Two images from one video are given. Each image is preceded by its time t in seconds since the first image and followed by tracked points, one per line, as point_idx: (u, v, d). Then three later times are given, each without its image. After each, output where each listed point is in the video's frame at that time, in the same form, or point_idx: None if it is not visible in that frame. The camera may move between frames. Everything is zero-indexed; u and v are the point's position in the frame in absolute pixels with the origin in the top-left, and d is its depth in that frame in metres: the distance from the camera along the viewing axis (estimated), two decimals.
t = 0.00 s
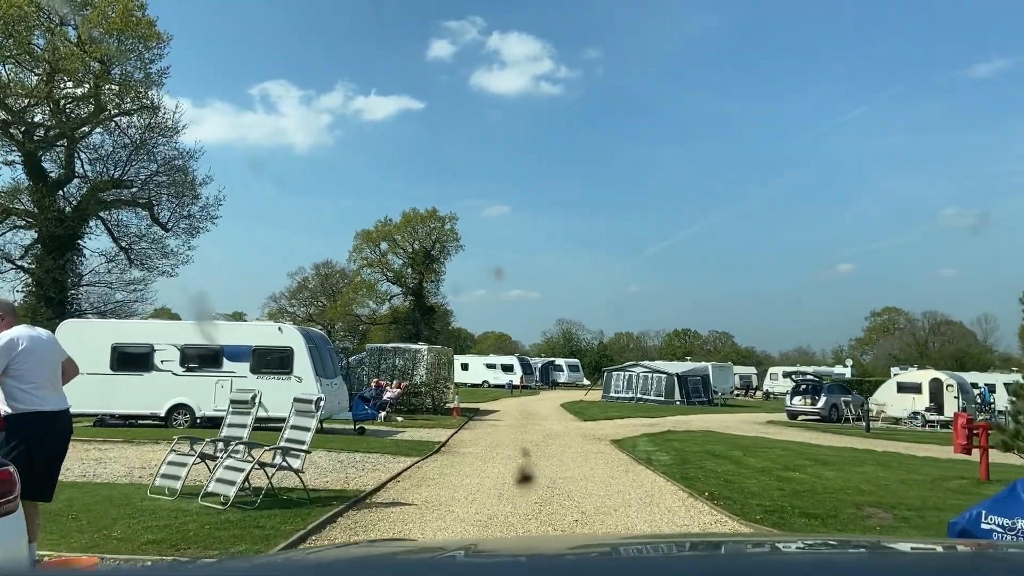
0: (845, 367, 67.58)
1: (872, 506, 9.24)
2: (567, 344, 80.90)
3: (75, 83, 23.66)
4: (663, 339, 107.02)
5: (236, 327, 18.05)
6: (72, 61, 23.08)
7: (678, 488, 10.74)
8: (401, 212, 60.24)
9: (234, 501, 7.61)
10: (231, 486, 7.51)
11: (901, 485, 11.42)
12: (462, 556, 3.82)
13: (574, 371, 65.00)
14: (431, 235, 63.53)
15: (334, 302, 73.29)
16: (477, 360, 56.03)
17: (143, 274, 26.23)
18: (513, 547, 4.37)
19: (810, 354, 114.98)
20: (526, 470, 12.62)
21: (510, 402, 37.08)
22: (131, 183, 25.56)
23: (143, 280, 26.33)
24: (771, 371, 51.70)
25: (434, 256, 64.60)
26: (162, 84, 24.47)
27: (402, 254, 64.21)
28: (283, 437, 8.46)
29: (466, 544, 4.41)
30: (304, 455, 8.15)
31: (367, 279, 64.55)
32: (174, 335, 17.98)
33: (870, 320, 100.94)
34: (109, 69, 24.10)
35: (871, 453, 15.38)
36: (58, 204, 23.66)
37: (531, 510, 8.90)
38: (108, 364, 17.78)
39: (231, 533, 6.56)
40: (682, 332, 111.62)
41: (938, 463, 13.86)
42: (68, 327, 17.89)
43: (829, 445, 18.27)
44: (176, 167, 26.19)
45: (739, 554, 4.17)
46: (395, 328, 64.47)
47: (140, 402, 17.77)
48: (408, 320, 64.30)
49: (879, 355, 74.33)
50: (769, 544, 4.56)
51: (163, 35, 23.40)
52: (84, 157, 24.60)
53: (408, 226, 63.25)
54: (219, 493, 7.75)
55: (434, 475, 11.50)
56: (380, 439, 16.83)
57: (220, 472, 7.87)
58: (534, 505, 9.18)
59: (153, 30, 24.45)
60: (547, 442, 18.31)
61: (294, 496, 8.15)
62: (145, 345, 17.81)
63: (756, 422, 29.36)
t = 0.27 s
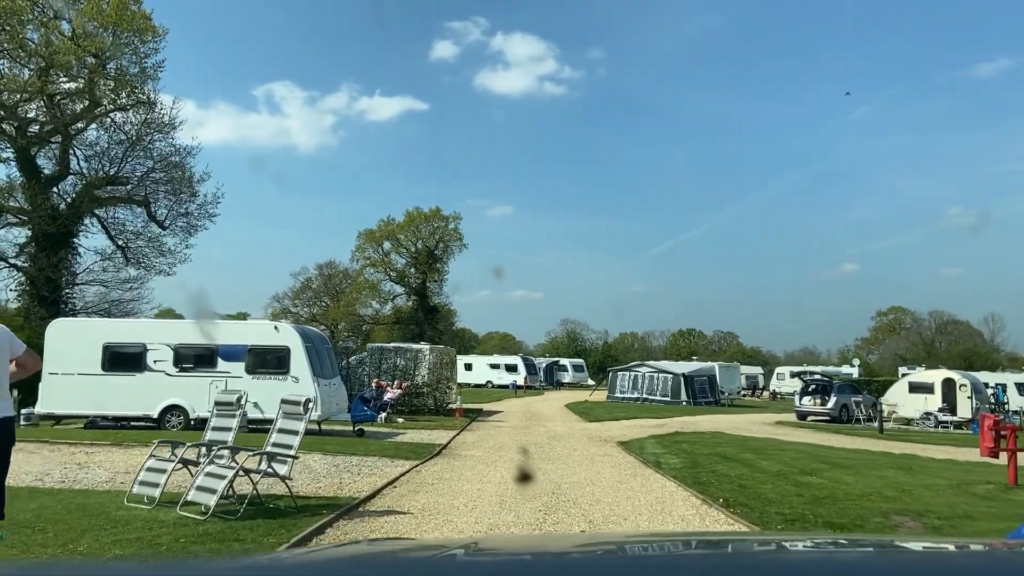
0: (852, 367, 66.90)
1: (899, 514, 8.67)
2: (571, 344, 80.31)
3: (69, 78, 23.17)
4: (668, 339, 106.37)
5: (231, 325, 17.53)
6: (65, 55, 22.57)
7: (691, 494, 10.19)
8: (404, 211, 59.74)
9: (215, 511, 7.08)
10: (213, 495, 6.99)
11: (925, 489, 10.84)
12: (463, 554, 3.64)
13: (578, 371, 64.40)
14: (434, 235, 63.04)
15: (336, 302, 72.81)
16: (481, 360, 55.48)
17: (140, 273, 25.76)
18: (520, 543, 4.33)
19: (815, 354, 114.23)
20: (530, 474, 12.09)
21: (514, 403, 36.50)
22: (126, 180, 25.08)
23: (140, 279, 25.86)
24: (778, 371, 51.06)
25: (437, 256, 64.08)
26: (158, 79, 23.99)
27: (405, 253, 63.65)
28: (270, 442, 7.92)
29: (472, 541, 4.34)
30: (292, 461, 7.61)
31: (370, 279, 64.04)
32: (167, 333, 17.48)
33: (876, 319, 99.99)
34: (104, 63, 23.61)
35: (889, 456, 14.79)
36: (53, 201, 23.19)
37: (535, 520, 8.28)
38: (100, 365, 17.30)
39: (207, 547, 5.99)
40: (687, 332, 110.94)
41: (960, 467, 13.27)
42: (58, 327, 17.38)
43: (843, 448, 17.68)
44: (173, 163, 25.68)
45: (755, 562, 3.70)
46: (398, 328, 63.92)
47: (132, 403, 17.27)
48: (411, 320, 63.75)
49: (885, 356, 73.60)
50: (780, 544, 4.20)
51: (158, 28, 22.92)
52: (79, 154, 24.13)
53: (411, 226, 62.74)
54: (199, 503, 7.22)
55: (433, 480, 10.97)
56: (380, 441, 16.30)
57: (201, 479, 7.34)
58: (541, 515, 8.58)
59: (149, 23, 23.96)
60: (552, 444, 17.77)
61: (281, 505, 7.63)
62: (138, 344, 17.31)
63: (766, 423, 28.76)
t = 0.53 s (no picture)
0: (859, 368, 66.17)
1: (931, 525, 8.08)
2: (576, 344, 79.71)
3: (63, 73, 22.67)
4: (672, 339, 105.70)
5: (226, 325, 17.03)
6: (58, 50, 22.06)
7: (703, 502, 9.64)
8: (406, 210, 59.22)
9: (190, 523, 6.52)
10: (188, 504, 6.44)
11: (952, 497, 10.25)
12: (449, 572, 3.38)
13: (583, 372, 63.80)
14: (438, 235, 62.51)
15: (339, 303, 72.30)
16: (484, 361, 54.91)
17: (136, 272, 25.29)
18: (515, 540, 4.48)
19: (821, 355, 113.47)
20: (532, 480, 11.55)
21: (518, 404, 35.95)
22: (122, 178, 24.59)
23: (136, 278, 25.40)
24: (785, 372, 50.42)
25: (440, 256, 63.54)
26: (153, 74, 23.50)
27: (408, 253, 63.11)
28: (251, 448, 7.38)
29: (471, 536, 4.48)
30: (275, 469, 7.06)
31: (373, 279, 63.52)
32: (159, 333, 16.99)
33: (882, 320, 99.27)
34: (98, 58, 23.12)
35: (908, 460, 14.18)
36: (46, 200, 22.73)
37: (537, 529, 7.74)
38: (90, 366, 16.80)
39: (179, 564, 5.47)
40: (691, 332, 110.23)
41: (984, 472, 12.67)
42: (48, 326, 16.91)
43: (857, 451, 17.09)
44: (170, 160, 25.18)
45: (761, 567, 3.75)
46: (401, 329, 63.36)
47: (124, 405, 16.76)
48: (414, 320, 63.19)
49: (892, 356, 72.89)
50: (778, 543, 4.48)
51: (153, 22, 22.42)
52: (73, 151, 23.66)
53: (414, 225, 62.22)
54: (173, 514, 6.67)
55: (431, 486, 10.43)
56: (378, 445, 15.75)
57: (176, 488, 6.79)
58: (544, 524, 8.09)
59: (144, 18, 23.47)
60: (556, 447, 17.21)
61: (264, 517, 7.07)
62: (129, 345, 16.82)
63: (775, 424, 28.15)
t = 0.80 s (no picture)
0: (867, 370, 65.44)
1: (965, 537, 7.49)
2: (580, 346, 79.09)
3: (56, 69, 22.21)
4: (677, 341, 104.98)
5: (220, 325, 16.50)
6: (51, 45, 21.61)
7: (718, 510, 9.09)
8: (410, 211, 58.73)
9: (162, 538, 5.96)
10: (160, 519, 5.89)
11: (982, 505, 9.65)
12: None
13: (587, 374, 63.17)
14: (441, 236, 62.01)
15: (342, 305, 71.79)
16: (488, 363, 54.33)
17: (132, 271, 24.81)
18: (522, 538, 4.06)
19: (827, 357, 112.67)
20: (536, 486, 11.00)
21: (523, 407, 35.34)
22: (117, 175, 24.11)
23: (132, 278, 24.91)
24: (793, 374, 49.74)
25: (443, 257, 63.01)
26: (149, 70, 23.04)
27: (411, 254, 62.58)
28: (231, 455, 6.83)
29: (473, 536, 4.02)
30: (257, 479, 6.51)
31: (375, 280, 63.03)
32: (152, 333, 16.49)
33: (888, 321, 98.48)
34: (93, 53, 22.67)
35: (928, 466, 13.56)
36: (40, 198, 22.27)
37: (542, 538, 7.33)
38: (80, 368, 16.30)
39: None
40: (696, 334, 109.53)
41: (1010, 478, 12.05)
42: (38, 326, 16.43)
43: (873, 455, 16.47)
44: (166, 158, 24.71)
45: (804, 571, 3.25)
46: (404, 330, 62.79)
47: (114, 408, 16.25)
48: (417, 322, 62.63)
49: (898, 357, 72.16)
50: (786, 539, 4.09)
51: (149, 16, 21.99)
52: (67, 148, 23.19)
53: (417, 226, 61.72)
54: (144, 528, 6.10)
55: (430, 494, 9.87)
56: (377, 449, 15.18)
57: (148, 500, 6.23)
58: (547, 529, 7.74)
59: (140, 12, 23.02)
60: (561, 451, 16.62)
61: (244, 529, 6.52)
62: (121, 345, 16.31)
63: (784, 427, 27.51)
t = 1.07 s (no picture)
0: (874, 372, 64.75)
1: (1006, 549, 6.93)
2: (584, 348, 78.53)
3: (49, 64, 21.73)
4: (682, 342, 104.32)
5: (214, 325, 15.97)
6: (44, 39, 21.12)
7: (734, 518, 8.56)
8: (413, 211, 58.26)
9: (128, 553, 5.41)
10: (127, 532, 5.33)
11: (1017, 513, 9.08)
12: None
13: (592, 376, 62.61)
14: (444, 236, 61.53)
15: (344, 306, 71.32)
16: (492, 365, 53.80)
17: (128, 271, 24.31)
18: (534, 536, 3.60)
19: (833, 359, 111.93)
20: (541, 492, 10.46)
21: (527, 409, 34.81)
22: (112, 173, 23.62)
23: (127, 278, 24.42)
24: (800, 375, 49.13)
25: (446, 258, 62.52)
26: (144, 65, 22.56)
27: (414, 255, 62.09)
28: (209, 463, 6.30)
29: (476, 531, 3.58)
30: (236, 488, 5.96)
31: (378, 281, 62.56)
32: (144, 334, 15.97)
33: (895, 323, 97.76)
34: (87, 49, 22.19)
35: (951, 470, 12.97)
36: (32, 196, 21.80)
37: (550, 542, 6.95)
38: (69, 369, 15.78)
39: None
40: (701, 336, 108.88)
41: None
42: (26, 326, 15.91)
43: (890, 459, 15.88)
44: (162, 155, 24.21)
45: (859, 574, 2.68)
46: (407, 332, 62.29)
47: (104, 411, 15.72)
48: (420, 323, 62.15)
49: (905, 359, 71.50)
50: (791, 534, 3.62)
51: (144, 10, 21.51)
52: (61, 146, 22.71)
53: (420, 227, 61.25)
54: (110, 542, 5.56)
55: (428, 501, 9.32)
56: (375, 453, 14.64)
57: (115, 512, 5.69)
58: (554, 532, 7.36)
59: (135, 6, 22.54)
60: (566, 455, 16.04)
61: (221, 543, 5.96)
62: (111, 346, 15.80)
63: (794, 430, 26.91)
